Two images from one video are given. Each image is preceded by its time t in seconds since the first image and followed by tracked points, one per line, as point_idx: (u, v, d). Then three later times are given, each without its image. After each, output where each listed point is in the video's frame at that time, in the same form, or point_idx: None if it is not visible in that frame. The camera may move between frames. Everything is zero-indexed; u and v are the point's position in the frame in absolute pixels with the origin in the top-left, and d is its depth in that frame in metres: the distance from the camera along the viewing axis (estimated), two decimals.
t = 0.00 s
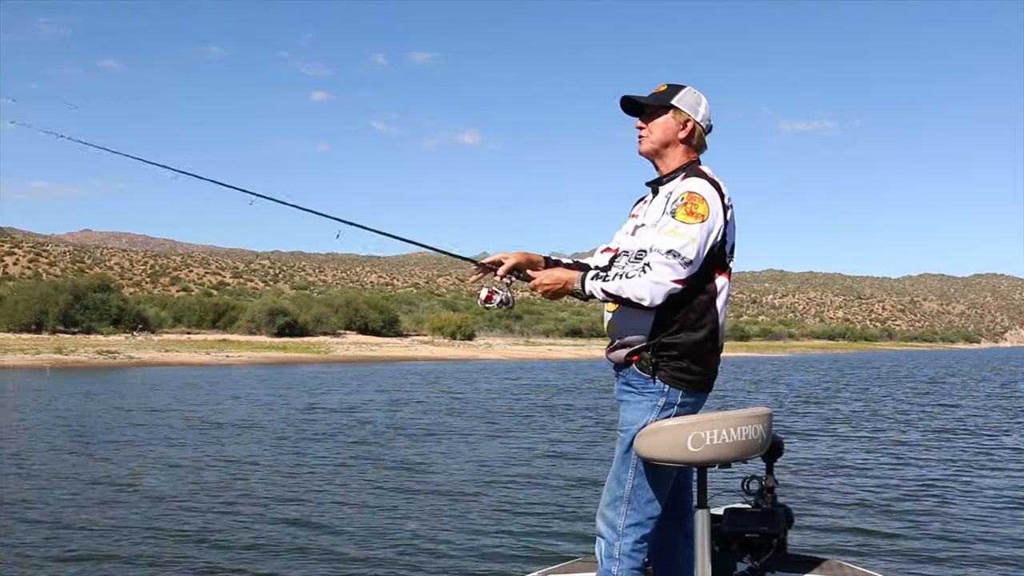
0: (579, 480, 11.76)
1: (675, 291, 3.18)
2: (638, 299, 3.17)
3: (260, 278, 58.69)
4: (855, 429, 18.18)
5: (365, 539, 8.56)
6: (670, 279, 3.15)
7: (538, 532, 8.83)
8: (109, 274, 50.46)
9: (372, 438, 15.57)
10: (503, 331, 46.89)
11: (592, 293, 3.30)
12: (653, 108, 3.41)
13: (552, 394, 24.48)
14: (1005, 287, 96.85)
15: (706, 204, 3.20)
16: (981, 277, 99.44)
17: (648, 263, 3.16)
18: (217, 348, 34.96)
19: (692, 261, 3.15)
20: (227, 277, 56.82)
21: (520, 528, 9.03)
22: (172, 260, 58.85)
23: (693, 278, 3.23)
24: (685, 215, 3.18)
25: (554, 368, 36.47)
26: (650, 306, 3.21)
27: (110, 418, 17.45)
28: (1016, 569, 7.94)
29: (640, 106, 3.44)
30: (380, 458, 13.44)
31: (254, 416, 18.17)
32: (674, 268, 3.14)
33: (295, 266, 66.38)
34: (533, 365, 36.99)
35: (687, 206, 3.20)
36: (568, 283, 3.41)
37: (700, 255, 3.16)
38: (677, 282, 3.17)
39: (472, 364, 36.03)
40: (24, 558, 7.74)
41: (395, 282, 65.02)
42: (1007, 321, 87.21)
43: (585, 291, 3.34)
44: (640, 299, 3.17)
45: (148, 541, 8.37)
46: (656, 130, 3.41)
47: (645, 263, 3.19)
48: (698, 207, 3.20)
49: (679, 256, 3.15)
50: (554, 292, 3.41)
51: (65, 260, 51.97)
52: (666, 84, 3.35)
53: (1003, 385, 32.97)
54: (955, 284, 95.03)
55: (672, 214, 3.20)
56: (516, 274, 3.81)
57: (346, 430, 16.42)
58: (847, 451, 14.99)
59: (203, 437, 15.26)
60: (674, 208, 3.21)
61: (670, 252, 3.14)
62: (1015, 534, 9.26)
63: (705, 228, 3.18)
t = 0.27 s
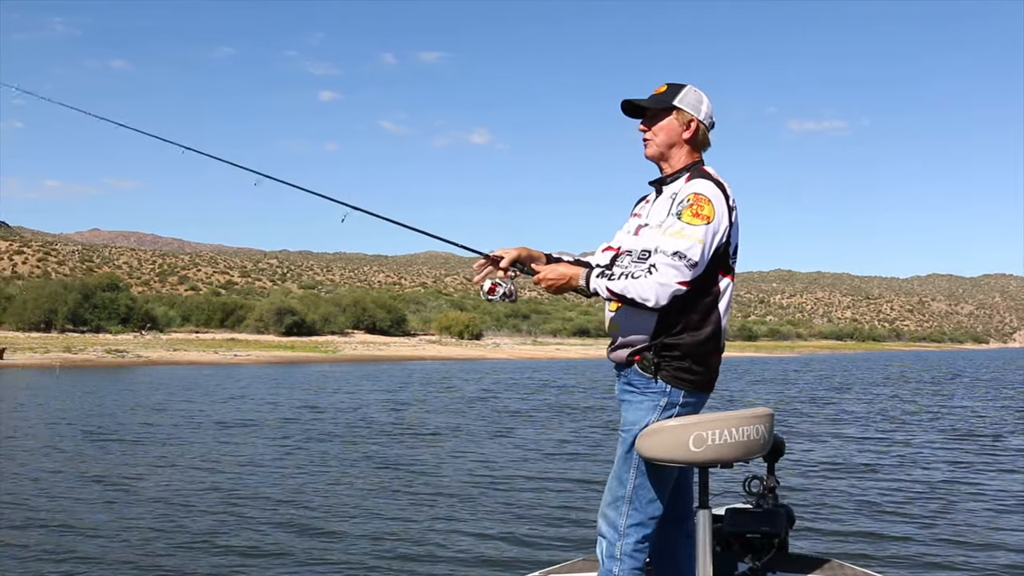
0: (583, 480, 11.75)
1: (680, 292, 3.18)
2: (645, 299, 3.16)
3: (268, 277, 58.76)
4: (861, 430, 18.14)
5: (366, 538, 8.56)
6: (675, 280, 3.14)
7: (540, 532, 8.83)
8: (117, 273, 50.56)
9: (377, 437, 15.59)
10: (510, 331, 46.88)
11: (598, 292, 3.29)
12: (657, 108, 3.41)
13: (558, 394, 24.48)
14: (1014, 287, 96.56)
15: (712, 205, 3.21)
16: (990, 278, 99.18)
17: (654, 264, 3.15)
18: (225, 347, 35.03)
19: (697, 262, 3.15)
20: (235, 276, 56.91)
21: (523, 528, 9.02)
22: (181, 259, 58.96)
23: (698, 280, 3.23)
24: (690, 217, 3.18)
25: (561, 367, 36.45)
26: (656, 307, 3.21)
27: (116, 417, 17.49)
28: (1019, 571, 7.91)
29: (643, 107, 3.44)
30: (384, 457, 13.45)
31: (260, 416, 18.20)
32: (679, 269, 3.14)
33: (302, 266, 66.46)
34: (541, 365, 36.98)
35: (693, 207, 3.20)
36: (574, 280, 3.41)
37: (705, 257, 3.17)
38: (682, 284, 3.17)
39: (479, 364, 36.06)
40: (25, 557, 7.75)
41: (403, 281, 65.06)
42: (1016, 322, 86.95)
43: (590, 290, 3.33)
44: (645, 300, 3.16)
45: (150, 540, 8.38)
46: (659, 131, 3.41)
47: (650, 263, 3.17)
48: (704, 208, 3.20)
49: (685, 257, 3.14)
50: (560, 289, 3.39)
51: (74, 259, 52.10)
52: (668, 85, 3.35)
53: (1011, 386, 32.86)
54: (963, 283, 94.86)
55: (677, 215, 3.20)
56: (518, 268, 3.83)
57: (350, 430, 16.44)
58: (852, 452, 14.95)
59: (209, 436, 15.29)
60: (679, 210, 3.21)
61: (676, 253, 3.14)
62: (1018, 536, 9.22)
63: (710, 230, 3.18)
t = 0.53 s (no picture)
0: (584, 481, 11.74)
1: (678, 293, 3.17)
2: (642, 300, 3.16)
3: (273, 278, 58.80)
4: (865, 431, 18.12)
5: (365, 539, 8.55)
6: (673, 282, 3.14)
7: (540, 534, 8.81)
8: (123, 274, 50.64)
9: (380, 438, 15.58)
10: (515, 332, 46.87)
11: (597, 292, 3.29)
12: (655, 109, 3.41)
13: (562, 395, 24.48)
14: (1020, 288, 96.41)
15: (710, 207, 3.20)
16: (996, 279, 99.04)
17: (651, 264, 3.15)
18: (231, 348, 35.05)
19: (695, 263, 3.15)
20: (240, 277, 56.96)
21: (522, 529, 9.01)
22: (186, 260, 59.00)
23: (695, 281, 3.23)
24: (689, 218, 3.17)
25: (567, 368, 36.43)
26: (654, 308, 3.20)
27: (120, 418, 17.52)
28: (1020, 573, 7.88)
29: (641, 108, 3.44)
30: (385, 458, 13.44)
31: (264, 417, 18.22)
32: (677, 271, 3.13)
33: (308, 267, 66.52)
34: (547, 366, 36.97)
35: (691, 208, 3.20)
36: (572, 277, 3.39)
37: (703, 258, 3.16)
38: (680, 285, 3.16)
39: (485, 365, 36.09)
40: (22, 557, 7.75)
41: (408, 282, 65.08)
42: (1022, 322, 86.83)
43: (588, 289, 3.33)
44: (643, 300, 3.16)
45: (149, 541, 8.38)
46: (658, 130, 3.41)
47: (648, 264, 3.16)
48: (702, 209, 3.20)
49: (683, 257, 3.14)
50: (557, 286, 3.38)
51: (80, 260, 52.15)
52: (667, 85, 3.35)
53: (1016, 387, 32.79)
54: (969, 284, 94.82)
55: (676, 216, 3.20)
56: (520, 261, 3.85)
57: (352, 431, 16.44)
58: (855, 453, 14.93)
59: (212, 437, 15.30)
60: (678, 211, 3.21)
61: (673, 254, 3.14)
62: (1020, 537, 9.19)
63: (708, 232, 3.18)
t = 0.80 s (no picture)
0: (586, 481, 11.75)
1: (677, 293, 3.17)
2: (641, 300, 3.16)
3: (280, 279, 58.91)
4: (870, 431, 18.11)
5: (364, 540, 8.56)
6: (672, 281, 3.15)
7: (540, 534, 8.82)
8: (130, 275, 50.82)
9: (383, 439, 15.60)
10: (522, 333, 46.91)
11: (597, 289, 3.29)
12: (655, 109, 3.41)
13: (566, 395, 24.48)
14: None
15: (708, 206, 3.20)
16: (1004, 279, 98.91)
17: (649, 264, 3.16)
18: (238, 349, 35.13)
19: (694, 262, 3.15)
20: (246, 278, 57.04)
21: (522, 530, 9.02)
22: (193, 261, 59.12)
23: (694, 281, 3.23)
24: (687, 217, 3.17)
25: (573, 369, 36.44)
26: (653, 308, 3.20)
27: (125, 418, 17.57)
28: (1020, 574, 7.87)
29: (639, 108, 3.44)
30: (388, 458, 13.46)
31: (269, 417, 18.32)
32: (676, 270, 3.14)
33: (314, 268, 66.65)
34: (553, 367, 37.00)
35: (689, 208, 3.20)
36: (572, 274, 3.41)
37: (701, 257, 3.16)
38: (678, 285, 3.16)
39: (491, 366, 36.13)
40: (22, 558, 7.77)
41: (415, 283, 65.20)
42: None
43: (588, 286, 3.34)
44: (642, 300, 3.16)
45: (149, 541, 8.40)
46: (658, 130, 3.42)
47: (646, 263, 3.17)
48: (701, 209, 3.20)
49: (681, 257, 3.14)
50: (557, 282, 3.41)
51: (87, 261, 52.29)
52: (665, 86, 3.36)
53: None
54: (977, 284, 94.58)
55: (674, 216, 3.20)
56: (523, 255, 3.88)
57: (356, 431, 16.48)
58: (858, 453, 14.94)
59: (216, 438, 15.34)
60: (677, 210, 3.21)
61: (672, 254, 3.14)
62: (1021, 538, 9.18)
63: (707, 230, 3.18)
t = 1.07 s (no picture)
0: (587, 481, 11.74)
1: (674, 293, 3.17)
2: (640, 300, 3.16)
3: (286, 279, 58.96)
4: (874, 430, 18.09)
5: (363, 540, 8.55)
6: (669, 281, 3.14)
7: (539, 534, 8.82)
8: (136, 275, 50.88)
9: (385, 438, 15.60)
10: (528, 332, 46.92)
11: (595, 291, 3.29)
12: (652, 110, 3.40)
13: (570, 395, 24.46)
14: None
15: (705, 206, 3.19)
16: (1010, 278, 98.83)
17: (647, 264, 3.15)
18: (244, 349, 35.16)
19: (692, 262, 3.14)
20: (252, 278, 57.09)
21: (522, 530, 9.02)
22: (199, 261, 59.19)
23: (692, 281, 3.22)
24: (684, 217, 3.16)
25: (578, 368, 36.44)
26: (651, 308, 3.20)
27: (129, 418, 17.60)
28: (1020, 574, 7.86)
29: (638, 107, 3.43)
30: (390, 458, 13.47)
31: (273, 417, 18.34)
32: (674, 270, 3.13)
33: (320, 268, 66.71)
34: (559, 367, 37.00)
35: (687, 208, 3.19)
36: (569, 275, 3.41)
37: (699, 256, 3.15)
38: (676, 284, 3.15)
39: (496, 365, 36.12)
40: (21, 559, 7.78)
41: (420, 282, 65.22)
42: None
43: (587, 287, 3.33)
44: (641, 300, 3.15)
45: (148, 542, 8.41)
46: (656, 130, 3.40)
47: (644, 263, 3.17)
48: (698, 209, 3.19)
49: (679, 257, 3.13)
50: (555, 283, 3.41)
51: (93, 262, 52.36)
52: (663, 86, 3.35)
53: None
54: (983, 282, 94.44)
55: (672, 216, 3.19)
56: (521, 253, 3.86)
57: (359, 431, 16.47)
58: (862, 453, 14.91)
59: (218, 438, 15.35)
60: (674, 210, 3.20)
61: (669, 254, 3.13)
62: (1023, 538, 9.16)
63: (704, 230, 3.17)
